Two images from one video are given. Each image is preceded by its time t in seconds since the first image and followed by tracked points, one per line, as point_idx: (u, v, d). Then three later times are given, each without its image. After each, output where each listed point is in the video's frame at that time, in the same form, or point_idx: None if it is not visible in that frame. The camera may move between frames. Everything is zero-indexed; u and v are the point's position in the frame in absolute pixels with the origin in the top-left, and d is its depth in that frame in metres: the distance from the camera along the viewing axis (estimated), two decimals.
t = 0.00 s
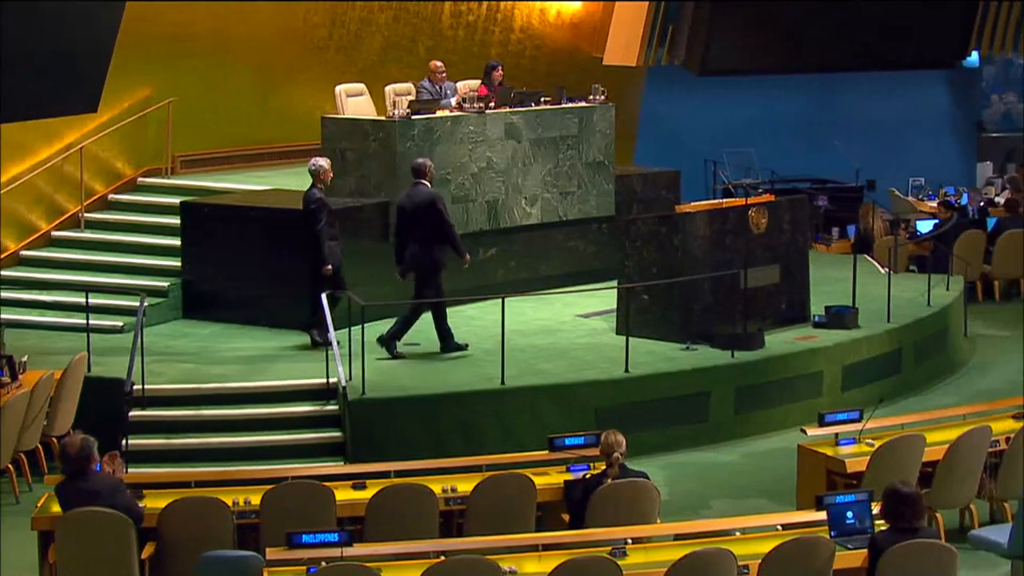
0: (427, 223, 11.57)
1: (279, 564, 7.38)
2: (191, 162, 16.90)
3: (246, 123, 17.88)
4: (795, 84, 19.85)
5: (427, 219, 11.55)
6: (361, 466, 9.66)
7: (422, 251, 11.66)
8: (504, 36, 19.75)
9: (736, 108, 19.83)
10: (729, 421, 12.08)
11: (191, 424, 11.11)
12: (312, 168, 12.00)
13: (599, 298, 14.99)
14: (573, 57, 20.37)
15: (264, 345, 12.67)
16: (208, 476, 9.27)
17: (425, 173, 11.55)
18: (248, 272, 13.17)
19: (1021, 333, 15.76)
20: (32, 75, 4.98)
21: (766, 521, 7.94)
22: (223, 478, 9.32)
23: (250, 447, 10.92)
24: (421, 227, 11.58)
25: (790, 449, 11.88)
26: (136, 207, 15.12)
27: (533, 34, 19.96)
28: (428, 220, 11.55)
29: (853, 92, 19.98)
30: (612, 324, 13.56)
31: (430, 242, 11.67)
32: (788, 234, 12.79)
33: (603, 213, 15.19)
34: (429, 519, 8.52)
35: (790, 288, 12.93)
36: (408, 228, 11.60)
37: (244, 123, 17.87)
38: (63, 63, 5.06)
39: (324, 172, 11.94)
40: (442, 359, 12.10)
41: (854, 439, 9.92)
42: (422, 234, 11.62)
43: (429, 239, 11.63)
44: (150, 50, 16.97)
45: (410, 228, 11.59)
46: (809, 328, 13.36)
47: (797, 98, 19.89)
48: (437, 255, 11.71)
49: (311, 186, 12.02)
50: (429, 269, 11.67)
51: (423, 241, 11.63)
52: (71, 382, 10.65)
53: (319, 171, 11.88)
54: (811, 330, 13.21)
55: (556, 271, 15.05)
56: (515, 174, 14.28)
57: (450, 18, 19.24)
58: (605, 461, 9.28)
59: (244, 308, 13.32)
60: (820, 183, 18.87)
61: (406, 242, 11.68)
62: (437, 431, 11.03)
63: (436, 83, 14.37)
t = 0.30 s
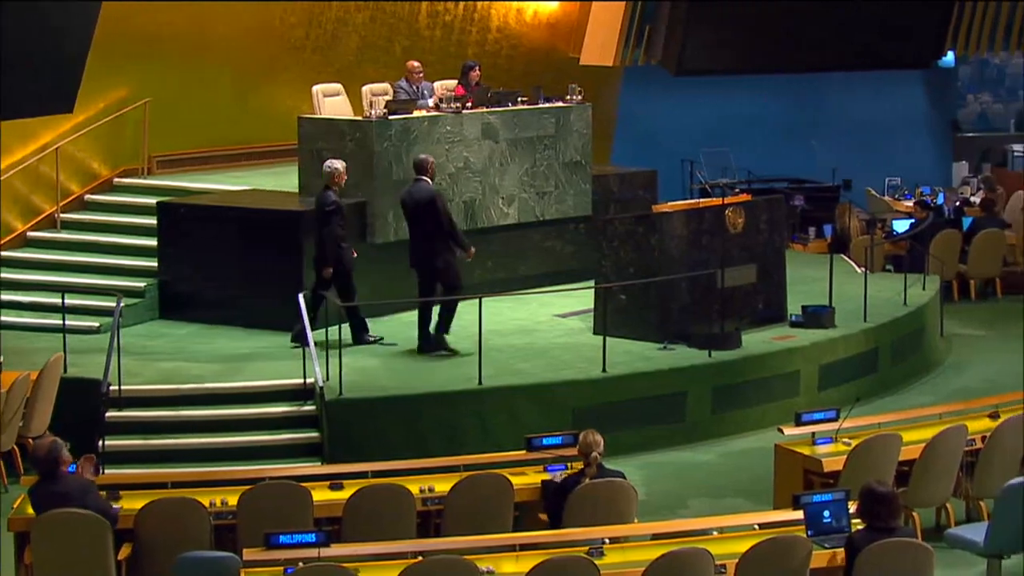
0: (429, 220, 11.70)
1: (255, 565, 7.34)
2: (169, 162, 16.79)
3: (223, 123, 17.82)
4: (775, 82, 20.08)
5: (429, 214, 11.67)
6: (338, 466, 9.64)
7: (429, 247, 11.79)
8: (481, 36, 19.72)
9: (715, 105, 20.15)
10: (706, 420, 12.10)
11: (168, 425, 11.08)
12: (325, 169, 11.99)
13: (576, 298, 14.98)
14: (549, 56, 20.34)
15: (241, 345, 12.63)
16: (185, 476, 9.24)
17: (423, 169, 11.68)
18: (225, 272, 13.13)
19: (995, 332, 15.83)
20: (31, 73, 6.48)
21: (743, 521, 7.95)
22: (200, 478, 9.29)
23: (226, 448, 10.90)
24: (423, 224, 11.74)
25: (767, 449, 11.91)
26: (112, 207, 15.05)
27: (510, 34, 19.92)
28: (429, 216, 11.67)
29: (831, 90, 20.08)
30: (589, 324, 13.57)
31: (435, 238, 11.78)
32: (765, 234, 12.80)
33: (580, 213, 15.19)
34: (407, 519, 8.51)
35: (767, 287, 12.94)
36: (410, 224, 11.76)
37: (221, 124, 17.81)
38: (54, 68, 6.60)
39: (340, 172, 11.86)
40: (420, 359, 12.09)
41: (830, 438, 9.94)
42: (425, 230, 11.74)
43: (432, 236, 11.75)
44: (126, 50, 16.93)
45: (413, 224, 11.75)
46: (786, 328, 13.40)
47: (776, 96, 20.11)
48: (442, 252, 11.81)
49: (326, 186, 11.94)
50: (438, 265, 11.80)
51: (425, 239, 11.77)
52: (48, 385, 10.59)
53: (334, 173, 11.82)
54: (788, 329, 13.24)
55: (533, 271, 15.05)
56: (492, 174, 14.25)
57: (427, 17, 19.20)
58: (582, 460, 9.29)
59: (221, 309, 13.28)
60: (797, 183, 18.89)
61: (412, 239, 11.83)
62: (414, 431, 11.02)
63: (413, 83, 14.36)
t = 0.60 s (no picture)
0: (435, 219, 11.67)
1: (231, 567, 7.30)
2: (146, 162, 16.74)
3: (200, 123, 17.79)
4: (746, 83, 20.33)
5: (434, 214, 11.65)
6: (316, 467, 9.62)
7: (433, 247, 11.73)
8: (458, 36, 19.71)
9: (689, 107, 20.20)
10: (684, 420, 12.11)
11: (144, 426, 11.03)
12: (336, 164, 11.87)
13: (554, 298, 14.99)
14: (526, 56, 20.14)
15: (218, 346, 12.59)
16: (163, 477, 9.21)
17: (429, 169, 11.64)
18: (201, 272, 13.08)
19: (972, 331, 15.90)
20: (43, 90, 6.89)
21: (720, 521, 7.96)
22: (177, 478, 9.26)
23: (203, 448, 10.86)
24: (424, 223, 11.69)
25: (745, 448, 11.93)
26: (87, 208, 14.99)
27: (487, 34, 19.82)
28: (435, 215, 11.64)
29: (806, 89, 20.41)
30: (567, 324, 13.58)
31: (439, 238, 11.75)
32: (742, 233, 12.83)
33: (558, 213, 15.20)
34: (385, 520, 8.49)
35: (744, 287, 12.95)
36: (412, 224, 11.71)
37: (197, 124, 17.76)
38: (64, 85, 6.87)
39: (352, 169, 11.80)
40: (398, 359, 12.08)
41: (807, 438, 9.95)
42: (429, 230, 11.69)
43: (436, 235, 11.72)
44: (100, 50, 16.90)
45: (415, 223, 11.69)
46: (764, 327, 13.44)
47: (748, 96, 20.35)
48: (446, 251, 11.77)
49: (337, 183, 11.85)
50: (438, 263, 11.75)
51: (425, 237, 11.71)
52: (23, 386, 10.52)
53: (344, 170, 11.72)
54: (765, 328, 13.28)
55: (511, 271, 15.04)
56: (469, 174, 14.22)
57: (404, 18, 19.19)
58: (560, 460, 9.29)
59: (197, 309, 13.24)
60: (774, 183, 19.03)
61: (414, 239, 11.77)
62: (392, 432, 11.00)
63: (389, 83, 14.36)
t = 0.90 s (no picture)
0: (448, 214, 11.75)
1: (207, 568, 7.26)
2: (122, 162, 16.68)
3: (177, 124, 17.72)
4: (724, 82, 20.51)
5: (448, 210, 11.74)
6: (293, 467, 9.60)
7: (446, 243, 11.75)
8: (435, 36, 19.64)
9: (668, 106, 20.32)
10: (660, 420, 12.14)
11: (120, 427, 11.00)
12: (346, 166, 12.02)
13: (530, 298, 15.00)
14: (503, 57, 20.08)
15: (194, 346, 12.56)
16: (138, 479, 9.18)
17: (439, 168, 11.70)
18: (178, 272, 13.04)
19: (947, 330, 15.97)
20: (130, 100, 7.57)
21: (697, 520, 7.98)
22: (153, 479, 9.23)
23: (180, 449, 10.83)
24: (431, 218, 11.71)
25: (722, 448, 11.96)
26: (61, 209, 14.93)
27: (463, 34, 19.74)
28: (448, 211, 11.72)
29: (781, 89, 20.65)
30: (543, 324, 13.58)
31: (449, 234, 11.80)
32: (719, 233, 12.85)
33: (534, 213, 15.19)
34: (362, 520, 8.48)
35: (721, 286, 12.97)
36: (422, 221, 11.70)
37: (174, 125, 17.68)
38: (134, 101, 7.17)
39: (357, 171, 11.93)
40: (374, 359, 12.07)
41: (784, 438, 9.97)
42: (441, 226, 11.73)
43: (445, 232, 11.75)
44: (76, 49, 16.83)
45: (428, 220, 11.69)
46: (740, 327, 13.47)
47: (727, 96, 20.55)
48: (452, 248, 11.81)
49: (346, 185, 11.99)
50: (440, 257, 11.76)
51: (430, 232, 11.73)
52: None
53: (353, 172, 11.88)
54: (741, 328, 13.32)
55: (487, 271, 15.05)
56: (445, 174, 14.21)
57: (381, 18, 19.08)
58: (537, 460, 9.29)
59: (174, 309, 13.20)
60: (750, 183, 19.14)
61: (425, 237, 11.74)
62: (369, 432, 10.99)
63: (366, 83, 14.33)
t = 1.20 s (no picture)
0: (436, 213, 11.76)
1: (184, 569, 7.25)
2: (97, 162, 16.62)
3: (153, 124, 17.64)
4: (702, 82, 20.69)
5: (436, 208, 11.76)
6: (270, 468, 9.58)
7: (433, 242, 11.74)
8: (411, 36, 19.63)
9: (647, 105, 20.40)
10: (637, 419, 12.16)
11: (97, 428, 10.96)
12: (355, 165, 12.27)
13: (507, 297, 15.01)
14: (480, 57, 20.16)
15: (171, 347, 12.53)
16: (116, 480, 9.16)
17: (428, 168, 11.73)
18: (154, 273, 13.01)
19: (922, 330, 16.02)
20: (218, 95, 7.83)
21: (673, 520, 7.99)
22: (131, 480, 9.20)
23: (156, 450, 10.80)
24: (417, 217, 11.71)
25: (699, 447, 11.99)
26: (36, 209, 14.86)
27: (439, 34, 19.83)
28: (437, 210, 11.74)
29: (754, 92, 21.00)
30: (521, 324, 13.59)
31: (437, 233, 11.80)
32: (695, 233, 12.88)
33: (511, 212, 15.21)
34: (339, 520, 8.47)
35: (698, 285, 13.01)
36: (410, 219, 11.70)
37: (151, 126, 17.59)
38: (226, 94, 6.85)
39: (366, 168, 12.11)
40: (352, 359, 12.06)
41: (761, 437, 10.00)
42: (428, 225, 11.73)
43: (432, 231, 11.75)
44: (51, 50, 16.78)
45: (415, 218, 11.69)
46: (717, 326, 13.51)
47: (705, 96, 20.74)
48: (438, 247, 11.79)
49: (353, 182, 12.22)
50: (425, 256, 11.74)
51: (416, 231, 11.71)
52: None
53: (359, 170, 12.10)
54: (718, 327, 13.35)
55: (464, 271, 15.05)
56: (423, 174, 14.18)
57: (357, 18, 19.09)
58: (514, 460, 9.29)
59: (150, 310, 13.17)
60: (726, 183, 19.21)
61: (410, 236, 11.73)
62: (346, 432, 10.98)
63: (342, 83, 14.28)
